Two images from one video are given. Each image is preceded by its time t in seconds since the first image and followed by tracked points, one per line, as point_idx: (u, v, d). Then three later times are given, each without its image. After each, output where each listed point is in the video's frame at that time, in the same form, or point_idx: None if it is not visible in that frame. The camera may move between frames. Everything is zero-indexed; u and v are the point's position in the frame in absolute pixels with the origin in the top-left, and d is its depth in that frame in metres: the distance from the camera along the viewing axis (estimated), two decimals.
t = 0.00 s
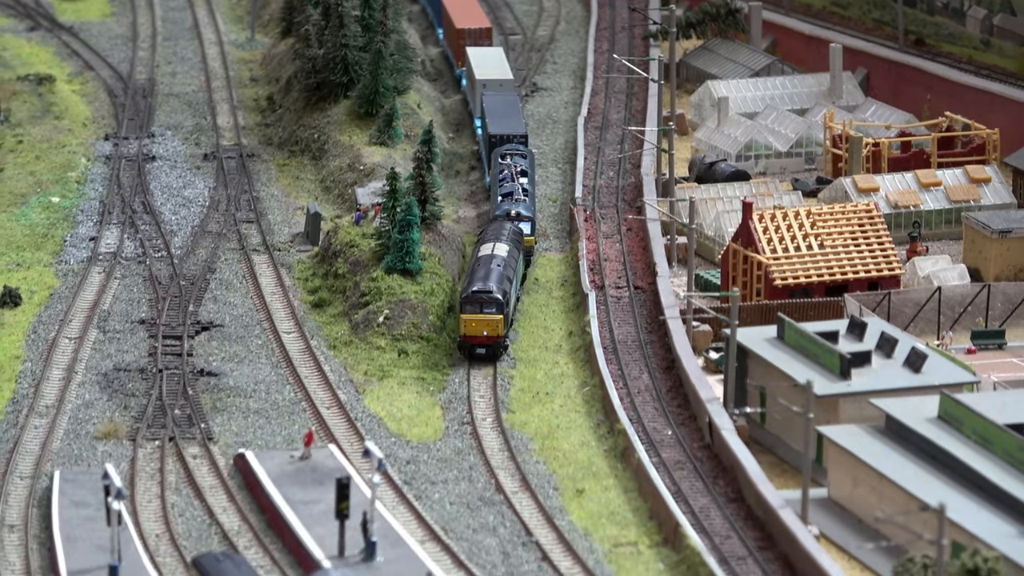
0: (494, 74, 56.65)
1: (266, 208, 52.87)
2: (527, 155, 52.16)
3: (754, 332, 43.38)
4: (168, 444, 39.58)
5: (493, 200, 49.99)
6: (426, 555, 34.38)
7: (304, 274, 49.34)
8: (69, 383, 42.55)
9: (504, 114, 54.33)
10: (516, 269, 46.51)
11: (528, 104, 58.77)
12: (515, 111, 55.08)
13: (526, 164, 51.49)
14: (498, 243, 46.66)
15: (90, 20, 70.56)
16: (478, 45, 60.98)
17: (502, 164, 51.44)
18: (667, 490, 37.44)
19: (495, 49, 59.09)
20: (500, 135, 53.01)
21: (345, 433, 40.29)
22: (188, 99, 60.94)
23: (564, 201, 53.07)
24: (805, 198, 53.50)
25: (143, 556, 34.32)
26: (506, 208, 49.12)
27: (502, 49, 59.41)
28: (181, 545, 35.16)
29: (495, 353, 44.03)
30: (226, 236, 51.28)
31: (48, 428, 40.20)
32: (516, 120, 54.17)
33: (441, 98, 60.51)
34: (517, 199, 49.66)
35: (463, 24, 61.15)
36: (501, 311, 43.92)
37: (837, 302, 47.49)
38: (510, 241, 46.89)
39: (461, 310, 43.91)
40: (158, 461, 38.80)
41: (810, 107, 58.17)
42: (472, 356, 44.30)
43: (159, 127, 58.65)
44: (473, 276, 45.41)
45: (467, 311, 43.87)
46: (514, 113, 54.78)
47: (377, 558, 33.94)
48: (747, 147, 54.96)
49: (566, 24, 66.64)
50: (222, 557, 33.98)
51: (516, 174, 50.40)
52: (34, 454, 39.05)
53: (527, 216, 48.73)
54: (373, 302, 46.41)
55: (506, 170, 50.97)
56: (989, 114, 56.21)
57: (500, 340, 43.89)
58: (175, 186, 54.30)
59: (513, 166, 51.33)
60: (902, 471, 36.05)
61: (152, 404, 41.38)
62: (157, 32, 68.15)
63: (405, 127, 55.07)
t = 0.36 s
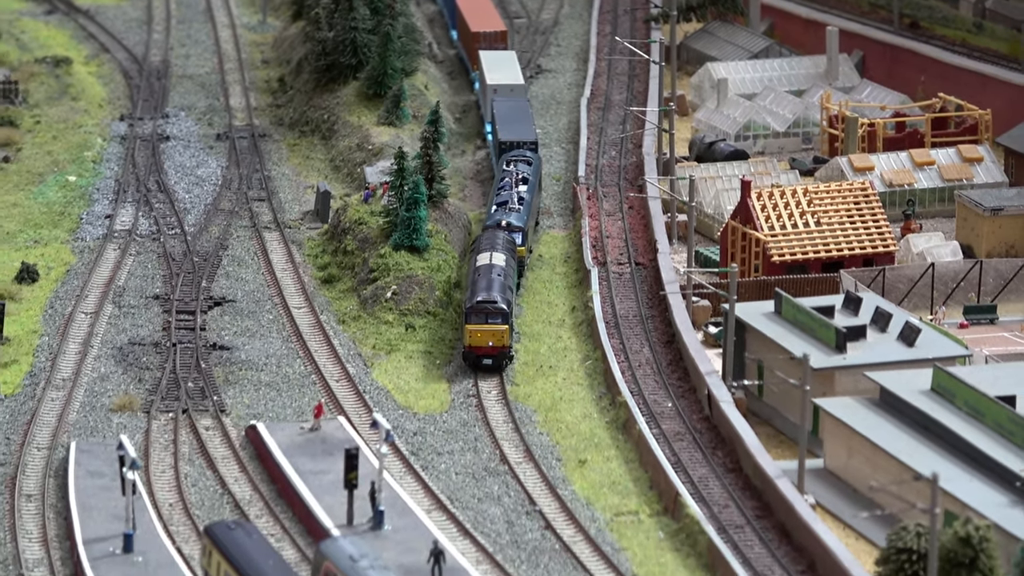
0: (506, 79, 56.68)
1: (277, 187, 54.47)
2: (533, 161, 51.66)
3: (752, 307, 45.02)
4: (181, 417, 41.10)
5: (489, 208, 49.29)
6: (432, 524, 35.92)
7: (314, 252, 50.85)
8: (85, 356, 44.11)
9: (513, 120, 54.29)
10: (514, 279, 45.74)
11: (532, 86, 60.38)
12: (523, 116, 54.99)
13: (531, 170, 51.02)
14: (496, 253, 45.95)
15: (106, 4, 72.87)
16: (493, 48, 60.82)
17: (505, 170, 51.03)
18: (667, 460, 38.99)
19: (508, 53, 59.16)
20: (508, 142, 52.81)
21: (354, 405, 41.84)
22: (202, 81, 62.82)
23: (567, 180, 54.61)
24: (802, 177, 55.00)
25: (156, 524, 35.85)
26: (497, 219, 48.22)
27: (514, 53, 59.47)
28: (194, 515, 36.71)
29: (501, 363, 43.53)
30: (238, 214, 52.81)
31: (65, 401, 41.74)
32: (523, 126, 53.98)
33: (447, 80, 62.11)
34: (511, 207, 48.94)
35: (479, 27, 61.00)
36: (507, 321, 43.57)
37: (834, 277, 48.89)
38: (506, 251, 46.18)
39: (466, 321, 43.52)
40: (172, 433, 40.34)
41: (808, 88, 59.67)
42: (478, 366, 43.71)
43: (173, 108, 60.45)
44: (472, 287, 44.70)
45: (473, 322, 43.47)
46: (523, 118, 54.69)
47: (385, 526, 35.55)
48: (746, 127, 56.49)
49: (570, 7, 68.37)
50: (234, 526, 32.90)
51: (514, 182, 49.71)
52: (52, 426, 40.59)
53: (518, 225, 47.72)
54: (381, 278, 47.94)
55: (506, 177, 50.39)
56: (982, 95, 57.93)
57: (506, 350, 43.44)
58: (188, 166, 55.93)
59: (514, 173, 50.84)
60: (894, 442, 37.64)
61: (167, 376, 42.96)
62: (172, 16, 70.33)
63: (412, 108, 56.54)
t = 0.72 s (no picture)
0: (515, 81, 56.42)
1: (287, 163, 56.03)
2: (529, 165, 51.80)
3: (750, 280, 46.62)
4: (194, 385, 42.65)
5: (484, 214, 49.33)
6: (437, 489, 37.47)
7: (323, 226, 52.36)
8: (100, 327, 45.65)
9: (519, 122, 54.18)
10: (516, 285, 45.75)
11: (536, 65, 62.14)
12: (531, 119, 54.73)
13: (527, 176, 51.02)
14: (498, 258, 46.02)
15: None
16: (505, 49, 60.40)
17: (502, 174, 51.07)
18: (667, 428, 40.56)
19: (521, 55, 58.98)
20: (512, 145, 52.98)
21: (362, 374, 43.44)
22: (213, 60, 64.88)
23: (569, 156, 56.18)
24: (799, 153, 56.61)
25: (169, 489, 37.15)
26: (490, 223, 48.15)
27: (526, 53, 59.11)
28: (207, 481, 38.10)
29: (515, 369, 43.25)
30: (249, 190, 54.34)
31: (80, 370, 43.31)
32: (530, 130, 53.76)
33: (452, 58, 63.91)
34: (505, 213, 48.93)
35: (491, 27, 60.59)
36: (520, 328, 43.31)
37: (830, 251, 50.41)
38: (507, 256, 46.29)
39: (479, 328, 43.19)
40: (185, 401, 41.83)
41: (804, 67, 61.61)
42: (493, 373, 43.43)
43: (186, 86, 62.26)
44: (478, 292, 44.66)
45: (486, 329, 43.17)
46: (529, 120, 54.48)
47: (392, 492, 37.09)
48: (744, 105, 58.19)
49: None
50: (245, 493, 34.30)
51: (509, 186, 49.70)
52: (68, 395, 42.09)
53: (512, 229, 47.75)
54: (388, 251, 49.48)
55: (502, 181, 50.58)
56: (974, 73, 59.62)
57: (520, 356, 43.15)
58: (200, 142, 57.55)
59: (511, 176, 50.91)
60: (886, 408, 39.23)
61: (180, 347, 44.50)
62: None
63: (419, 86, 58.16)
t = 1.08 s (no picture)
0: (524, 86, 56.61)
1: (297, 142, 57.62)
2: (523, 172, 51.59)
3: (747, 256, 48.30)
4: (206, 357, 44.26)
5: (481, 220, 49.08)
6: (443, 459, 39.14)
7: (332, 203, 53.92)
8: (115, 302, 47.28)
9: (521, 128, 54.09)
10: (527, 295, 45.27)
11: (539, 47, 63.94)
12: (533, 126, 54.45)
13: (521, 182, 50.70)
14: (508, 267, 45.61)
15: None
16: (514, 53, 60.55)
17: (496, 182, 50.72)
18: (666, 399, 42.17)
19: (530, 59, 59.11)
20: (510, 150, 52.65)
21: (369, 347, 45.06)
22: (225, 42, 66.98)
23: (571, 134, 57.78)
24: (795, 131, 58.21)
25: (182, 459, 38.68)
26: (490, 230, 47.84)
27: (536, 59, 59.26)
28: (219, 451, 39.62)
29: (537, 380, 42.75)
30: (260, 168, 55.93)
31: (96, 342, 44.92)
32: (529, 135, 53.59)
33: (458, 41, 65.70)
34: (503, 220, 48.69)
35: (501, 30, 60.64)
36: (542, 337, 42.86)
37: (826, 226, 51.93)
38: (515, 265, 45.93)
39: (501, 338, 42.64)
40: (197, 373, 43.41)
41: (800, 49, 63.61)
42: (514, 384, 42.92)
43: (198, 68, 64.23)
44: (492, 301, 44.11)
45: (508, 339, 42.63)
46: (532, 126, 54.39)
47: (398, 461, 38.77)
48: (742, 85, 59.89)
49: None
50: (255, 461, 35.64)
51: (506, 194, 49.48)
52: (83, 366, 43.68)
53: (512, 237, 47.52)
54: (395, 227, 51.06)
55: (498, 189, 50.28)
56: (965, 54, 61.82)
57: (542, 366, 42.68)
58: (212, 122, 59.26)
59: (506, 183, 50.62)
60: (880, 379, 40.89)
61: (193, 321, 46.13)
62: None
63: (425, 67, 59.84)
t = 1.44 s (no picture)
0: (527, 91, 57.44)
1: (304, 122, 59.24)
2: (515, 180, 51.37)
3: (743, 233, 50.09)
4: (216, 331, 45.92)
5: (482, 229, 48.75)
6: (445, 429, 40.90)
7: (339, 181, 55.60)
8: (128, 277, 48.92)
9: (516, 133, 54.54)
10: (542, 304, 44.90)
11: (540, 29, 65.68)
12: (526, 133, 54.78)
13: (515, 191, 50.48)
14: (523, 276, 45.23)
15: None
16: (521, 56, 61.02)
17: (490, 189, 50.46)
18: (664, 371, 43.92)
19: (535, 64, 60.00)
20: (502, 158, 52.69)
21: (375, 320, 46.76)
22: (234, 26, 68.97)
23: (572, 115, 59.44)
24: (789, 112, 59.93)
25: (192, 429, 40.40)
26: (495, 239, 47.52)
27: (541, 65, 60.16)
28: (228, 421, 41.27)
29: (562, 392, 42.47)
30: (268, 147, 57.54)
31: (109, 316, 46.56)
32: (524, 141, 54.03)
33: (461, 23, 67.40)
34: (505, 229, 48.37)
35: (508, 33, 61.02)
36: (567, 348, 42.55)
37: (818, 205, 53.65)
38: (530, 274, 45.56)
39: (527, 350, 42.28)
40: (206, 346, 45.08)
41: (794, 31, 65.69)
42: (540, 396, 42.64)
43: (209, 51, 66.21)
44: (512, 312, 43.66)
45: (534, 351, 42.29)
46: (529, 132, 54.79)
47: (403, 431, 40.55)
48: (738, 67, 61.66)
49: None
50: (263, 431, 37.34)
51: (504, 203, 49.15)
52: (97, 339, 45.36)
53: (517, 246, 47.30)
54: (400, 205, 52.71)
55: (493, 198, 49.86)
56: (955, 37, 63.51)
57: (568, 377, 42.43)
58: (222, 103, 60.98)
59: (502, 192, 50.31)
60: (872, 352, 42.62)
61: (203, 295, 47.80)
62: None
63: (429, 49, 61.46)
